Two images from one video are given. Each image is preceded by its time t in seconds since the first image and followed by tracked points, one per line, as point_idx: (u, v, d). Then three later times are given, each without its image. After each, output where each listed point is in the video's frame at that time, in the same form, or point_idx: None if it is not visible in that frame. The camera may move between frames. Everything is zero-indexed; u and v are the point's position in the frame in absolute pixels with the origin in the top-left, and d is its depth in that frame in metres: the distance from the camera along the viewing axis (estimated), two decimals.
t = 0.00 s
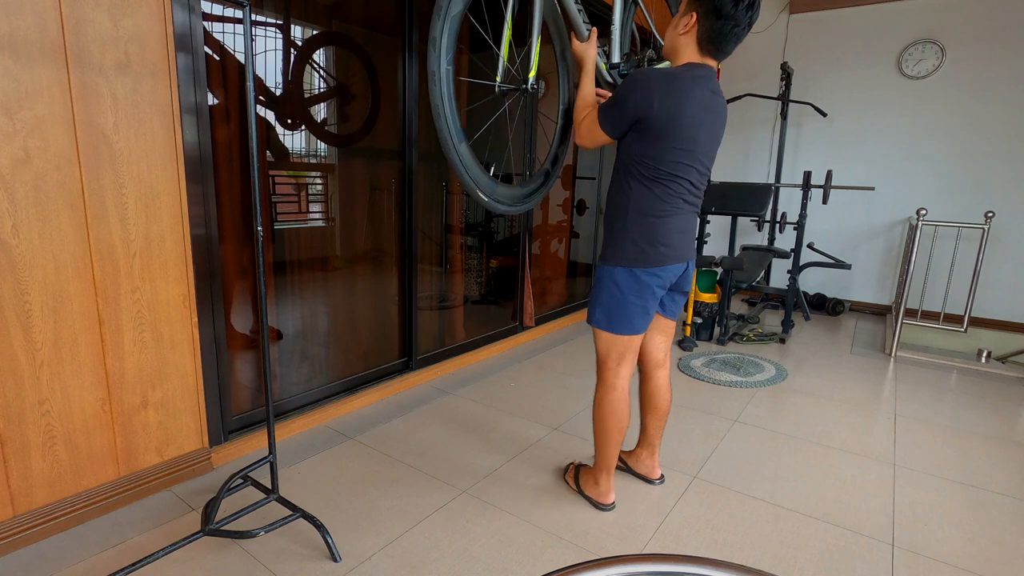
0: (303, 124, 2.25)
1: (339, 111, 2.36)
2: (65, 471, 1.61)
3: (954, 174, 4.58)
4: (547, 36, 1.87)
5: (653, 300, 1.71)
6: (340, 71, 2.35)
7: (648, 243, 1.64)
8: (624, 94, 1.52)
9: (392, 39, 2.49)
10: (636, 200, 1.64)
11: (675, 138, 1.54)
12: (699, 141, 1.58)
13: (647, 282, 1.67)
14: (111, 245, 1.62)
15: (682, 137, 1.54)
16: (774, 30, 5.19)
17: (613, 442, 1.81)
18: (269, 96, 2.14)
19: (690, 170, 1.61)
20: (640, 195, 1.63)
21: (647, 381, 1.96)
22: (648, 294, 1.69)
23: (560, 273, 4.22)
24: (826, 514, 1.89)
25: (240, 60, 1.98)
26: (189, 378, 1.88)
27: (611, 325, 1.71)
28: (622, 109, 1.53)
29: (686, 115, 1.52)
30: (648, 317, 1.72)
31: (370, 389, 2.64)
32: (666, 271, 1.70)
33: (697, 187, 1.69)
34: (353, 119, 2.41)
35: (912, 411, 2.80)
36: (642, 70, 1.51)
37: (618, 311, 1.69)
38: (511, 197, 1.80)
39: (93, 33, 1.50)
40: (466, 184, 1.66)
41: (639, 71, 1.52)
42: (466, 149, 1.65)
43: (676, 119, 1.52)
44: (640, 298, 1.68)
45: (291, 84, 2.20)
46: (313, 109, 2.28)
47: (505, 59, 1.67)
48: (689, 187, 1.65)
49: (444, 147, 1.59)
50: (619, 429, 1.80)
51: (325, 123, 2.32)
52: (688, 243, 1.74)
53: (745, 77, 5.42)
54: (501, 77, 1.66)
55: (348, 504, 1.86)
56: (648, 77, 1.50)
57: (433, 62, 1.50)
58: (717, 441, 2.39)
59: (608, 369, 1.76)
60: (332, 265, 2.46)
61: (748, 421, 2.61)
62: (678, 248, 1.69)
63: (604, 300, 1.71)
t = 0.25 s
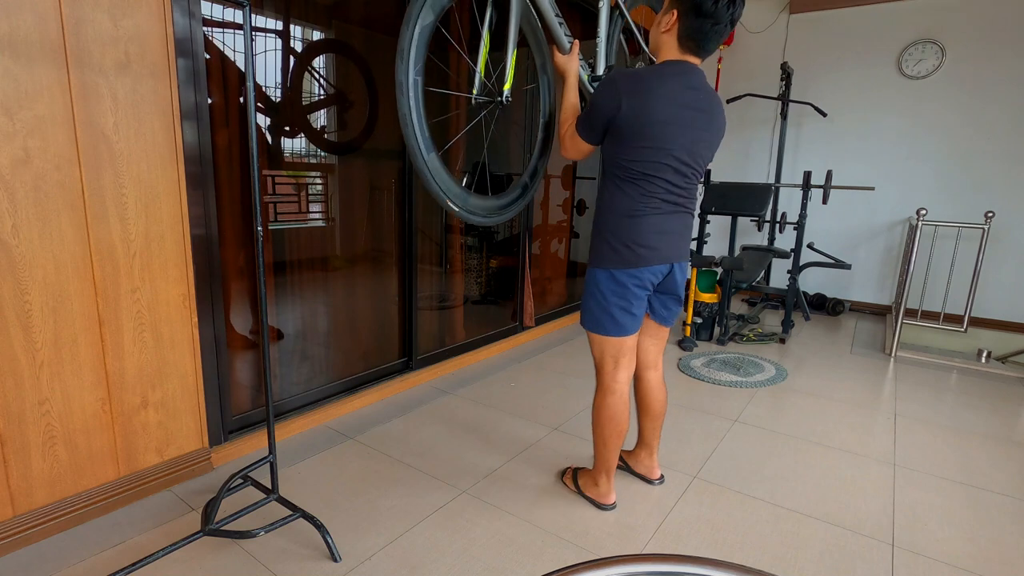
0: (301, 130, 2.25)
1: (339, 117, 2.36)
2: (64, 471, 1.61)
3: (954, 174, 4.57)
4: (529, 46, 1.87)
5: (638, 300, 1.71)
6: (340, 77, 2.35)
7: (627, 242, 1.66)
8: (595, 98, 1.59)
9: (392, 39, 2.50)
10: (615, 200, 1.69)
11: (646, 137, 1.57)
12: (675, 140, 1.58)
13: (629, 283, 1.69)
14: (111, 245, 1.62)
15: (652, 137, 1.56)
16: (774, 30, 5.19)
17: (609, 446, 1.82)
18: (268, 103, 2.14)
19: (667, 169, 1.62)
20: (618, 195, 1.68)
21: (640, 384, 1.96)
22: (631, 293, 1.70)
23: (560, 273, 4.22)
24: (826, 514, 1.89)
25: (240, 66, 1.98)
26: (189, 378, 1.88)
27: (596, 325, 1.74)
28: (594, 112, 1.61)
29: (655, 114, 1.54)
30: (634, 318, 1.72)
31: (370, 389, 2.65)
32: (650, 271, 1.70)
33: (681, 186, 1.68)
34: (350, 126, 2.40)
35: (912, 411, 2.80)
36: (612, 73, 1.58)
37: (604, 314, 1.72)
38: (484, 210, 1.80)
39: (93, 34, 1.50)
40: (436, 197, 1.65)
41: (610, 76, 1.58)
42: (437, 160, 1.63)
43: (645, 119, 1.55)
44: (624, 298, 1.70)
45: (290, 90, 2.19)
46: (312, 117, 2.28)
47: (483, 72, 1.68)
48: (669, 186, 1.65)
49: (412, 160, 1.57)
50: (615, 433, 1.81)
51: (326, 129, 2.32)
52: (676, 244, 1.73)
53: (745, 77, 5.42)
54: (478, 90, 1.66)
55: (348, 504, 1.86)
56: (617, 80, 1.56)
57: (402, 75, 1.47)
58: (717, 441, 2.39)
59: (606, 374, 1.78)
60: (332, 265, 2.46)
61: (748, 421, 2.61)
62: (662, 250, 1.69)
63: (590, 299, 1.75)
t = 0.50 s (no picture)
0: (298, 118, 2.24)
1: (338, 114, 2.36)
2: (65, 471, 1.61)
3: (954, 174, 4.57)
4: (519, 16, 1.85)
5: (621, 300, 1.74)
6: (339, 66, 2.35)
7: (607, 241, 1.69)
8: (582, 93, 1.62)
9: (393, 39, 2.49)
10: (599, 197, 1.72)
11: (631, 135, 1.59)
12: (660, 138, 1.59)
13: (610, 282, 1.71)
14: (111, 245, 1.62)
15: (635, 136, 1.58)
16: (774, 30, 5.19)
17: (606, 446, 1.82)
18: (267, 89, 2.14)
19: (651, 168, 1.63)
20: (602, 192, 1.71)
21: (638, 385, 1.96)
22: (613, 292, 1.72)
23: (560, 273, 4.22)
24: (826, 514, 1.89)
25: (240, 50, 1.97)
26: (189, 378, 1.88)
27: (582, 320, 1.78)
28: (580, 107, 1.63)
29: (639, 114, 1.55)
30: (620, 317, 1.74)
31: (370, 389, 2.64)
32: (631, 272, 1.71)
33: (666, 188, 1.68)
34: (346, 115, 2.39)
35: (912, 411, 2.80)
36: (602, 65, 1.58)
37: (589, 314, 1.75)
38: (468, 177, 1.73)
39: (93, 34, 1.51)
40: (416, 155, 1.58)
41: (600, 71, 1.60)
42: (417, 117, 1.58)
43: (631, 117, 1.56)
44: (607, 296, 1.73)
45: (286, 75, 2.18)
46: (307, 105, 2.26)
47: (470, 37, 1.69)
48: (654, 186, 1.66)
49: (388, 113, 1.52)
50: (611, 433, 1.82)
51: (326, 128, 2.32)
52: (662, 247, 1.73)
53: (744, 77, 5.42)
54: (463, 56, 1.65)
55: (348, 504, 1.86)
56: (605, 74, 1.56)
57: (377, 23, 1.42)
58: (718, 441, 2.39)
59: (600, 374, 1.80)
60: (332, 265, 2.46)
61: (748, 421, 2.61)
62: (645, 250, 1.70)
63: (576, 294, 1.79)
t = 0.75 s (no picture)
0: (295, 83, 2.21)
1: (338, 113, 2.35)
2: (64, 471, 1.61)
3: (954, 174, 4.57)
4: None
5: (614, 298, 1.74)
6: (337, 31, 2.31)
7: (597, 235, 1.71)
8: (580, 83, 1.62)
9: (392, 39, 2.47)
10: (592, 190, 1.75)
11: (623, 132, 1.60)
12: (652, 138, 1.59)
13: (602, 279, 1.73)
14: (111, 245, 1.62)
15: (633, 132, 1.59)
16: (774, 30, 5.19)
17: (605, 446, 1.82)
18: (266, 53, 2.10)
19: (641, 167, 1.63)
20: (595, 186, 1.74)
21: (637, 386, 1.96)
22: (606, 290, 1.73)
23: (560, 273, 4.21)
24: (826, 514, 1.89)
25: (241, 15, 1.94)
26: (189, 378, 1.88)
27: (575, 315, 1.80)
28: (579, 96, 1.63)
29: (638, 110, 1.55)
30: (612, 315, 1.75)
31: (370, 389, 2.64)
32: (624, 270, 1.72)
33: (658, 188, 1.68)
34: (343, 83, 2.35)
35: (912, 411, 2.80)
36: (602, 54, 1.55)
37: (583, 309, 1.77)
38: (449, 113, 1.69)
39: (93, 34, 1.51)
40: (394, 82, 1.53)
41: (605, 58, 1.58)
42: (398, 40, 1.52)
43: (623, 114, 1.57)
44: (599, 294, 1.74)
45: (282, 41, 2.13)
46: (304, 69, 2.22)
47: None
48: (645, 186, 1.67)
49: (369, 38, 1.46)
50: (609, 432, 1.82)
51: (326, 128, 2.33)
52: (654, 247, 1.73)
53: (744, 77, 5.42)
54: None
55: (348, 504, 1.86)
56: (605, 66, 1.54)
57: None
58: (717, 441, 2.39)
59: (597, 372, 1.80)
60: (332, 265, 2.47)
61: (748, 421, 2.61)
62: (636, 248, 1.70)
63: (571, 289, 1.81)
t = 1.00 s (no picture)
0: (295, 56, 2.20)
1: (337, 112, 2.36)
2: (64, 471, 1.61)
3: (954, 174, 4.57)
4: None
5: (612, 295, 1.74)
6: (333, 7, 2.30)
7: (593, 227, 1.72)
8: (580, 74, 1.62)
9: (392, 37, 2.47)
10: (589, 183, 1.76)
11: (618, 126, 1.61)
12: (647, 134, 1.59)
13: (599, 275, 1.73)
14: (111, 244, 1.62)
15: (628, 124, 1.59)
16: (774, 30, 5.19)
17: (605, 444, 1.82)
18: (264, 24, 2.08)
19: (636, 163, 1.64)
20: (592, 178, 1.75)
21: (638, 385, 1.96)
22: (605, 287, 1.74)
23: (560, 273, 4.21)
24: (826, 514, 1.89)
25: None
26: (189, 378, 1.88)
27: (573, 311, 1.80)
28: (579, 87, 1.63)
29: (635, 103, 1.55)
30: (610, 312, 1.75)
31: (370, 389, 2.64)
32: (622, 267, 1.72)
33: (653, 184, 1.68)
34: (343, 58, 2.34)
35: (912, 412, 2.80)
36: (602, 44, 1.54)
37: (580, 305, 1.78)
38: (452, 56, 1.76)
39: (93, 34, 1.51)
40: (396, 13, 1.60)
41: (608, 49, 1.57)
42: None
43: (619, 108, 1.57)
44: (598, 290, 1.74)
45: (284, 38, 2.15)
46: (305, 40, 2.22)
47: None
48: (639, 182, 1.67)
49: None
50: (609, 431, 1.82)
51: (326, 128, 2.33)
52: (651, 244, 1.73)
53: (745, 77, 5.42)
54: None
55: (348, 504, 1.86)
56: (605, 58, 1.54)
57: None
58: (717, 441, 2.39)
59: (597, 370, 1.80)
60: (332, 265, 2.47)
61: (748, 421, 2.61)
62: (631, 245, 1.70)
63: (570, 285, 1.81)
